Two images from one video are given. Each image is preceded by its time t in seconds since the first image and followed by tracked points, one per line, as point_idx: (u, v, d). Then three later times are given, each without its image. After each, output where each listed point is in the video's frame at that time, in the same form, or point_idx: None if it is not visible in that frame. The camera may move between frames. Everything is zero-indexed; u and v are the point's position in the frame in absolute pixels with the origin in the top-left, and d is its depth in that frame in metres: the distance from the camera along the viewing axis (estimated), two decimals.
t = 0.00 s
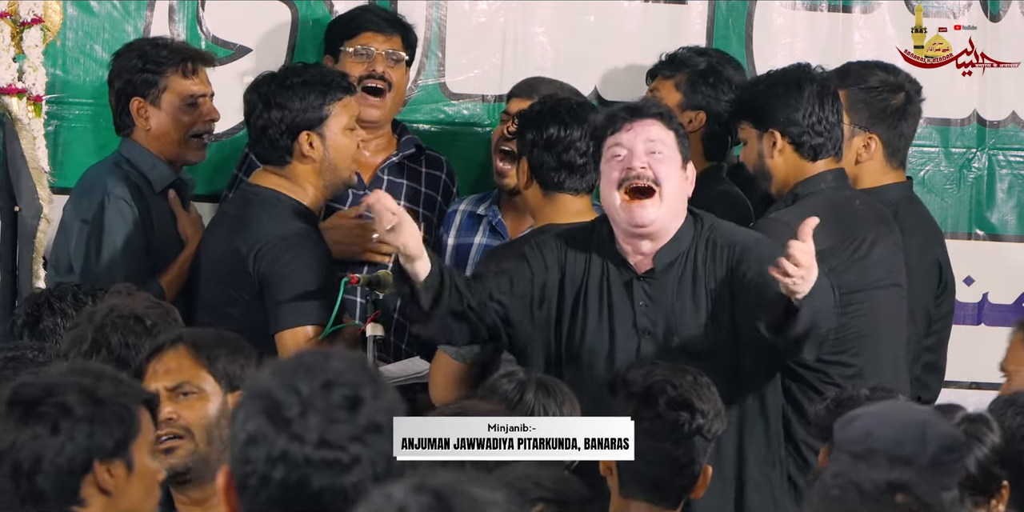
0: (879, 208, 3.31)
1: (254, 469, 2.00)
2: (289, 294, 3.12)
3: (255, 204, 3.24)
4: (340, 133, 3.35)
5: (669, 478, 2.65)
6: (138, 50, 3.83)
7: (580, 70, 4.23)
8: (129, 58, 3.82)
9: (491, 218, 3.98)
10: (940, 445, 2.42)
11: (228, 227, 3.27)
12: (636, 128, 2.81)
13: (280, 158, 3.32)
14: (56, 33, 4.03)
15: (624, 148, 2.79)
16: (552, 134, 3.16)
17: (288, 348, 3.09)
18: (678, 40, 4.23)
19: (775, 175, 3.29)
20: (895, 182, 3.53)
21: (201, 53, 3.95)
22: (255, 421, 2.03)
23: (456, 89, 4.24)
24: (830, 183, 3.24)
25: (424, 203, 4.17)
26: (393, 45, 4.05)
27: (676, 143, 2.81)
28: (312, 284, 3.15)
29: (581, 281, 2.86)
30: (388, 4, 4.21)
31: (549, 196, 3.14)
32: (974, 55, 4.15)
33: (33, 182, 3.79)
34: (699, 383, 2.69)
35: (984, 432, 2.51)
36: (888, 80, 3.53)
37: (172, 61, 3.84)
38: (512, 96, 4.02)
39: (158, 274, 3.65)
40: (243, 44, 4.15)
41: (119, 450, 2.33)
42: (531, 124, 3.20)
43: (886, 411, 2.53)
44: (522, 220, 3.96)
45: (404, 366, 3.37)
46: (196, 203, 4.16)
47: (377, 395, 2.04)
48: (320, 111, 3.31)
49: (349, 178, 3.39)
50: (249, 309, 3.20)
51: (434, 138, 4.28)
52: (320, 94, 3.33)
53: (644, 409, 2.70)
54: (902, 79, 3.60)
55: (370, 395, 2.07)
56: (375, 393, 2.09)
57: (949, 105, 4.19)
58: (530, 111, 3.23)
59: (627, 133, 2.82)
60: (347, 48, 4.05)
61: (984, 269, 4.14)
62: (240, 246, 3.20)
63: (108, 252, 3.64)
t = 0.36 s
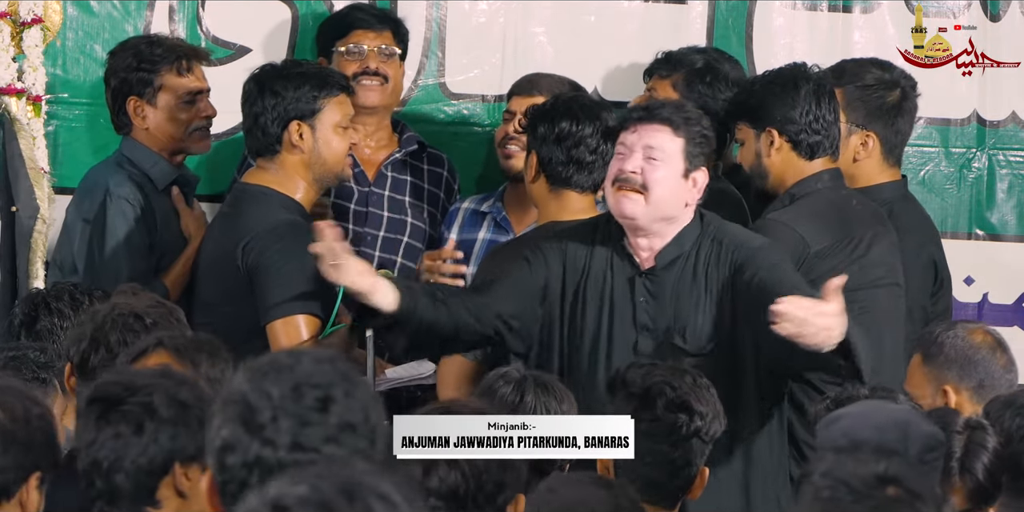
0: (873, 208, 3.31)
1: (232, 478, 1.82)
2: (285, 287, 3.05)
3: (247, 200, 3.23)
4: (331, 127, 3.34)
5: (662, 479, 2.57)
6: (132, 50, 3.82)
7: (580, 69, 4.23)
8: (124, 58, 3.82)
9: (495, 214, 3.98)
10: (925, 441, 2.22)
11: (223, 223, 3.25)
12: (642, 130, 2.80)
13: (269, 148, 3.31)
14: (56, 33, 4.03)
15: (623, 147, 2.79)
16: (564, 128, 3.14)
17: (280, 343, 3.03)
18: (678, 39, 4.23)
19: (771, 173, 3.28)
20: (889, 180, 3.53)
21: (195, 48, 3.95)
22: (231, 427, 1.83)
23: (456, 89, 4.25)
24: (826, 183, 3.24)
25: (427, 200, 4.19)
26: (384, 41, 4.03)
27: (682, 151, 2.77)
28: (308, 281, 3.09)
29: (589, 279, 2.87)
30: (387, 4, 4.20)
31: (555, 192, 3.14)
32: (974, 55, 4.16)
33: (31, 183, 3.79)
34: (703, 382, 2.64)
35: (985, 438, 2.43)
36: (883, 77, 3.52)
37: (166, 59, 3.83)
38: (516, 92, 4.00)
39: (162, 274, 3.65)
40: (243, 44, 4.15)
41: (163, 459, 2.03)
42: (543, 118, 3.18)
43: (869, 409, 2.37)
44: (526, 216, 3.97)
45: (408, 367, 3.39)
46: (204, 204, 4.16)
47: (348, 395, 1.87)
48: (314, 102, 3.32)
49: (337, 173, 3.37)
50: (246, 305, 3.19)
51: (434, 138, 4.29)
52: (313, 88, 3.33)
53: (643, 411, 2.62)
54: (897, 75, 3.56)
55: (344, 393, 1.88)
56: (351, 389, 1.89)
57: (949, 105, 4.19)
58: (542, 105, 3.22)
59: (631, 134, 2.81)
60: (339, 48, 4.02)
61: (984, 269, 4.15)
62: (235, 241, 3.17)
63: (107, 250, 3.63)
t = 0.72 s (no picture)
0: (876, 208, 3.30)
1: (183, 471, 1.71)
2: (281, 287, 3.06)
3: (245, 199, 3.22)
4: (338, 129, 3.35)
5: (661, 482, 2.54)
6: (128, 50, 3.80)
7: (581, 69, 4.23)
8: (120, 56, 3.80)
9: (498, 215, 4.11)
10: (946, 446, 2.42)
11: (222, 220, 3.24)
12: (712, 148, 2.95)
13: (276, 143, 3.31)
14: (56, 33, 4.02)
15: (689, 163, 2.96)
16: (568, 128, 3.15)
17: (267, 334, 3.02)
18: (679, 40, 4.23)
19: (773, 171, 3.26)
20: (896, 181, 3.52)
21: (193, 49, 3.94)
22: (180, 430, 1.50)
23: (457, 89, 4.24)
24: (829, 183, 3.21)
25: (426, 198, 4.20)
26: (377, 39, 4.05)
27: (745, 176, 2.93)
28: (305, 282, 3.10)
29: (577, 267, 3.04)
30: (387, 5, 4.21)
31: (556, 192, 3.15)
32: (974, 55, 4.16)
33: (26, 183, 3.79)
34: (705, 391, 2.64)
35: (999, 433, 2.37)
36: (889, 77, 3.52)
37: (162, 60, 3.82)
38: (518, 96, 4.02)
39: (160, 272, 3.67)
40: (243, 44, 4.14)
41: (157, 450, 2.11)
42: (549, 116, 3.19)
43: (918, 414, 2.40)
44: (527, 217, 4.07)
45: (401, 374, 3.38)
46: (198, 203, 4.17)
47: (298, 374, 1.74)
48: (324, 104, 3.33)
49: (337, 176, 3.37)
50: (234, 300, 3.15)
51: (435, 137, 4.29)
52: (325, 89, 3.35)
53: (644, 413, 2.63)
54: (904, 76, 3.59)
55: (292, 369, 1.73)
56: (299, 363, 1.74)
57: (950, 105, 4.19)
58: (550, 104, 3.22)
59: (701, 151, 2.96)
60: (332, 48, 4.06)
61: (984, 269, 4.15)
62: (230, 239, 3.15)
63: (104, 249, 3.64)
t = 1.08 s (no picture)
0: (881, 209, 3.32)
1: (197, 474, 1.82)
2: (284, 285, 3.07)
3: (247, 199, 3.21)
4: (343, 131, 3.34)
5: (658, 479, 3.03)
6: (124, 48, 3.82)
7: (581, 69, 4.18)
8: (115, 54, 3.82)
9: (500, 216, 4.19)
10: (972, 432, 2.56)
11: (224, 217, 3.22)
12: (740, 173, 3.07)
13: (281, 145, 3.29)
14: (56, 32, 4.02)
15: (714, 186, 3.09)
16: (575, 127, 3.16)
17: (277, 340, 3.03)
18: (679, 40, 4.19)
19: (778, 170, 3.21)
20: (903, 182, 3.49)
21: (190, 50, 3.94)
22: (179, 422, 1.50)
23: (457, 89, 4.24)
24: (835, 183, 3.22)
25: (422, 196, 4.32)
26: (369, 37, 4.10)
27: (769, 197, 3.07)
28: (309, 281, 3.10)
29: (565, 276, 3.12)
30: (388, 7, 4.26)
31: (563, 190, 3.17)
32: (973, 55, 4.10)
33: (24, 183, 3.72)
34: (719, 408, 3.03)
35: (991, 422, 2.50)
36: (898, 76, 3.46)
37: (157, 59, 3.83)
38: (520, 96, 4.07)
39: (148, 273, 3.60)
40: (243, 44, 4.11)
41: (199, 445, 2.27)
42: (556, 115, 3.20)
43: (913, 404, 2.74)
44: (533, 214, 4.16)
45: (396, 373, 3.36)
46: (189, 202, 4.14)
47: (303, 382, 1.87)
48: (329, 107, 3.32)
49: (343, 177, 3.36)
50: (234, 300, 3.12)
51: (434, 138, 4.33)
52: (330, 92, 3.33)
53: (651, 416, 3.05)
54: (911, 75, 3.53)
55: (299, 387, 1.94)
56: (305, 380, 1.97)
57: (952, 105, 4.15)
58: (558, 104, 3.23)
59: (726, 176, 3.08)
60: (327, 47, 4.13)
61: (984, 269, 4.12)
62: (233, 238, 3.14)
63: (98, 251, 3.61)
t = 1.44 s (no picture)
0: (884, 211, 3.32)
1: (201, 471, 1.53)
2: (290, 288, 3.07)
3: (253, 201, 3.19)
4: (345, 136, 3.35)
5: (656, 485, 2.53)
6: (121, 46, 3.84)
7: (581, 68, 4.22)
8: (114, 51, 3.83)
9: (502, 216, 4.09)
10: None
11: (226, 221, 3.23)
12: (654, 139, 2.74)
13: (282, 151, 3.29)
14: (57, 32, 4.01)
15: (642, 158, 2.73)
16: (577, 128, 3.17)
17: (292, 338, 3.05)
18: (680, 40, 4.22)
19: (784, 170, 3.33)
20: (905, 182, 3.54)
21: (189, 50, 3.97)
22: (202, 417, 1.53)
23: (457, 89, 4.23)
24: (839, 184, 3.28)
25: (415, 195, 4.16)
26: (361, 37, 4.02)
27: (692, 149, 2.75)
28: (310, 283, 3.10)
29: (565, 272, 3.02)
30: (387, 7, 4.21)
31: (567, 192, 3.14)
32: (974, 55, 4.17)
33: (26, 184, 3.69)
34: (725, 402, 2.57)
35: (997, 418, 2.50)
36: (897, 76, 3.55)
37: (154, 56, 3.85)
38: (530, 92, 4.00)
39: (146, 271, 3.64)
40: (244, 44, 4.12)
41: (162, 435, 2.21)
42: (559, 117, 3.21)
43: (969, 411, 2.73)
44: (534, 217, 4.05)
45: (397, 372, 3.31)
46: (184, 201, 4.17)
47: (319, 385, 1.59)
48: (332, 112, 3.32)
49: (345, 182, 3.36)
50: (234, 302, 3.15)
51: (433, 140, 4.27)
52: (334, 97, 3.34)
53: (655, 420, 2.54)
54: (913, 75, 3.60)
55: (314, 384, 1.59)
56: (318, 381, 1.61)
57: (950, 105, 4.19)
58: (559, 107, 3.24)
59: (643, 146, 2.74)
60: (318, 46, 4.01)
61: (984, 270, 4.15)
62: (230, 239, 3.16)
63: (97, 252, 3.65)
